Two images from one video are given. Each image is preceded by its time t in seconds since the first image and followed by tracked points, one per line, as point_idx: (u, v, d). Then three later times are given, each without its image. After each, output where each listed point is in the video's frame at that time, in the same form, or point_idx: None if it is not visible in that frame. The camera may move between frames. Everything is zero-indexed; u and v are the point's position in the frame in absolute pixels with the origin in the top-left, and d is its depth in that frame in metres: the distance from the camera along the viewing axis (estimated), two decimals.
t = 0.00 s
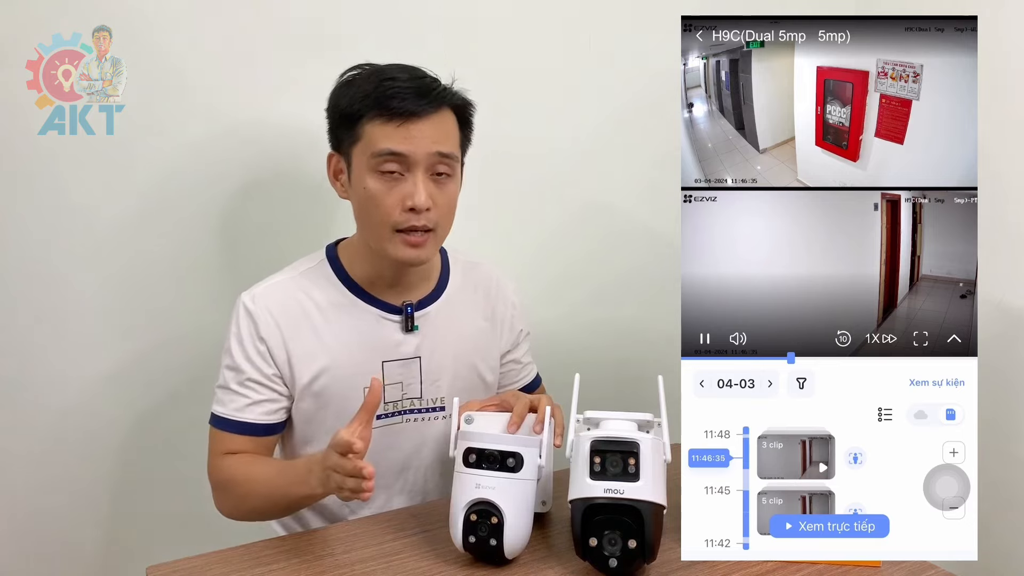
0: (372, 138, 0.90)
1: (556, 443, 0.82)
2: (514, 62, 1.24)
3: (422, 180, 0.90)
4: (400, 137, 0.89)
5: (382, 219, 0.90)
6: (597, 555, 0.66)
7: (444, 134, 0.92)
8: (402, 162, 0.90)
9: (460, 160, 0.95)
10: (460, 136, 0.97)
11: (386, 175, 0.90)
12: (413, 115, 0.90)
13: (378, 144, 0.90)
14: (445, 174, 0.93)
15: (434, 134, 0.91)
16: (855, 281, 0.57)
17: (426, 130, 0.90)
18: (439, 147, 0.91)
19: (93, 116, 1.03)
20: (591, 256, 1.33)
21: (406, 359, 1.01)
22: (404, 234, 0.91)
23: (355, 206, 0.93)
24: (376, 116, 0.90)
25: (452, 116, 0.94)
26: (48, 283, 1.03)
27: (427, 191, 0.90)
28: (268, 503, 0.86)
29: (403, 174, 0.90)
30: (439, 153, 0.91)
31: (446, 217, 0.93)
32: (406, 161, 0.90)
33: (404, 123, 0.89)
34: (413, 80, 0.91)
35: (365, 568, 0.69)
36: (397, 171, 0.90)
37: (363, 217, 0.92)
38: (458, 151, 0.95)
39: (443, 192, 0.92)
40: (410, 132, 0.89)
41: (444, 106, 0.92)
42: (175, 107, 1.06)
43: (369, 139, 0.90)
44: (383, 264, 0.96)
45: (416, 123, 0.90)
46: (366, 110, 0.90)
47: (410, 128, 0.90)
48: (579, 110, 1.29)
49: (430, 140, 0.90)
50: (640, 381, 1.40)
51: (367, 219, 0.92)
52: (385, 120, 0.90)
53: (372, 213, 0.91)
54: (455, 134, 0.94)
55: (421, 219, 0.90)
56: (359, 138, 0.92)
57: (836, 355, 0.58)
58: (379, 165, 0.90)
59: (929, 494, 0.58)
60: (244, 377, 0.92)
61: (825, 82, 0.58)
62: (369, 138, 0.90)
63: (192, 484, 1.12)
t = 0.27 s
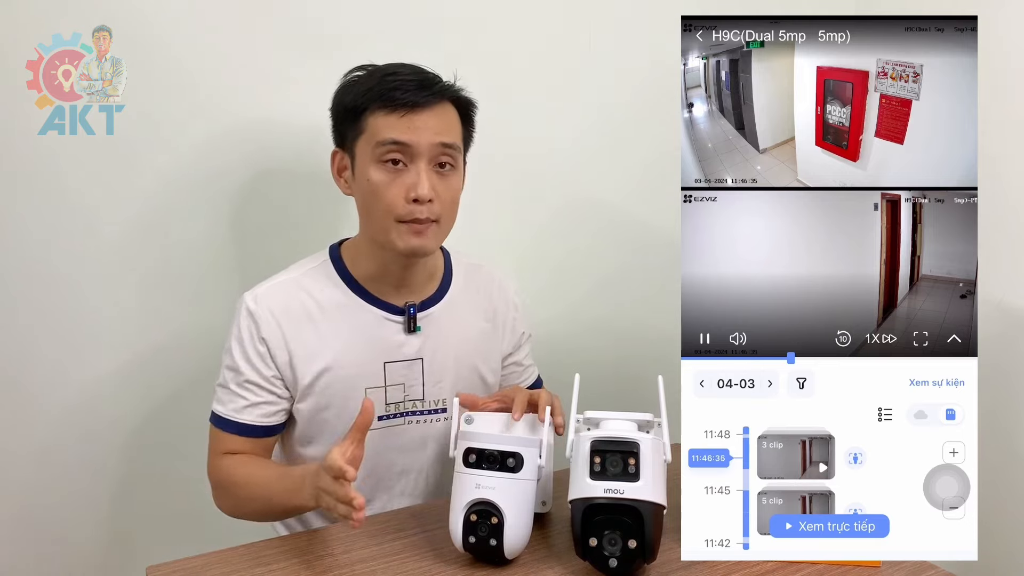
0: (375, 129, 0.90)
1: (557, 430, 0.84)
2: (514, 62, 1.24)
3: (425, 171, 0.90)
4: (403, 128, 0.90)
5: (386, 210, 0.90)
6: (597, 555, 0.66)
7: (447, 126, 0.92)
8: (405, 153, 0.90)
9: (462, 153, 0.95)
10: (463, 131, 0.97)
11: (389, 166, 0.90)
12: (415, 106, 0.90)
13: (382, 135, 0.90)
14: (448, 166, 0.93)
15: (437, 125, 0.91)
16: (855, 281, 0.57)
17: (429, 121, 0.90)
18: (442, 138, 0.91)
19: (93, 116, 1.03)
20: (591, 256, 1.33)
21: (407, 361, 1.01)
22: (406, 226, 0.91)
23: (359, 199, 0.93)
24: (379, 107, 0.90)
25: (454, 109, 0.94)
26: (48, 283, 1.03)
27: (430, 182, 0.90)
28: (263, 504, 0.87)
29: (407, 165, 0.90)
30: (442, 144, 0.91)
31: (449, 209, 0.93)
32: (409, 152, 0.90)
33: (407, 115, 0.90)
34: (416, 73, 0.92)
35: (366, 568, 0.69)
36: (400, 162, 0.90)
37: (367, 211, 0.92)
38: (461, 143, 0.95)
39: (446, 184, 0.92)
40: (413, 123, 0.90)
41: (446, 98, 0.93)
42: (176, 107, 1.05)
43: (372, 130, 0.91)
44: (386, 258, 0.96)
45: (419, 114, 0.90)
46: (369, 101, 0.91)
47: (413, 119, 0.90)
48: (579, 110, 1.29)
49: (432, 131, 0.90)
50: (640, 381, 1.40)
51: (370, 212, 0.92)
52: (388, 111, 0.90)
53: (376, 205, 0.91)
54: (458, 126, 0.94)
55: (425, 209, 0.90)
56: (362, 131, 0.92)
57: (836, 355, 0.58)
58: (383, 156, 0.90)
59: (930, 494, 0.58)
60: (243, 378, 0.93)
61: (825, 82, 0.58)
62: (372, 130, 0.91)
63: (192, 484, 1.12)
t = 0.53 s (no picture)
0: (373, 124, 0.91)
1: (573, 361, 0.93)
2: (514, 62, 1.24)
3: (423, 164, 0.91)
4: (400, 122, 0.91)
5: (385, 204, 0.91)
6: (597, 555, 0.66)
7: (443, 120, 0.93)
8: (403, 147, 0.91)
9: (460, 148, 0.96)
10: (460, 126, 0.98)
11: (388, 160, 0.91)
12: (412, 101, 0.91)
13: (380, 129, 0.91)
14: (446, 159, 0.94)
15: (434, 119, 0.92)
16: (855, 281, 0.59)
17: (425, 115, 0.91)
18: (439, 132, 0.92)
19: (93, 116, 1.03)
20: (591, 256, 1.33)
21: (407, 357, 1.02)
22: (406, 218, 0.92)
23: (358, 195, 0.94)
24: (378, 103, 0.91)
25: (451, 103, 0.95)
26: (48, 283, 1.03)
27: (428, 175, 0.91)
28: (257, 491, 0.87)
29: (404, 158, 0.91)
30: (439, 138, 0.92)
31: (448, 202, 0.94)
32: (407, 145, 0.91)
33: (404, 109, 0.91)
34: (413, 69, 0.93)
35: (365, 569, 0.69)
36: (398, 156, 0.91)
37: (366, 207, 0.93)
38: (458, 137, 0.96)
39: (444, 177, 0.93)
40: (410, 117, 0.91)
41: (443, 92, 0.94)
42: (176, 107, 1.05)
43: (371, 125, 0.91)
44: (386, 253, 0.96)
45: (416, 108, 0.91)
46: (368, 97, 0.91)
47: (410, 112, 0.91)
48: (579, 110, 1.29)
49: (429, 124, 0.92)
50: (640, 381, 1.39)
51: (370, 207, 0.92)
52: (387, 106, 0.91)
53: (375, 200, 0.91)
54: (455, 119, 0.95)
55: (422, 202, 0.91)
56: (360, 127, 0.92)
57: (837, 353, 0.59)
58: (381, 150, 0.91)
59: (929, 494, 0.58)
60: (241, 367, 0.92)
61: (825, 82, 0.58)
62: (371, 125, 0.91)
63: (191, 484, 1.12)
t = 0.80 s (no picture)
0: (366, 130, 0.91)
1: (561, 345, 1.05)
2: (514, 62, 1.24)
3: (415, 172, 0.91)
4: (394, 129, 0.90)
5: (376, 209, 0.92)
6: (597, 555, 0.66)
7: (438, 127, 0.92)
8: (396, 154, 0.91)
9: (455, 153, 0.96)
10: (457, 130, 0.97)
11: (381, 166, 0.91)
12: (407, 108, 0.90)
13: (373, 135, 0.90)
14: (440, 165, 0.93)
15: (428, 126, 0.91)
16: (855, 281, 0.59)
17: (420, 122, 0.91)
18: (433, 140, 0.91)
19: (93, 116, 1.02)
20: (591, 256, 1.33)
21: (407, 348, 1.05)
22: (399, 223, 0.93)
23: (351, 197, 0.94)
24: (372, 108, 0.90)
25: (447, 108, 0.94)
26: (48, 283, 1.03)
27: (420, 183, 0.92)
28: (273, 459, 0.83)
29: (397, 165, 0.91)
30: (432, 145, 0.91)
31: (442, 207, 0.95)
32: (400, 153, 0.91)
33: (398, 116, 0.90)
34: (408, 75, 0.91)
35: (366, 568, 0.69)
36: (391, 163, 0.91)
37: (359, 209, 0.94)
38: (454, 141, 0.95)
39: (438, 184, 0.93)
40: (404, 125, 0.90)
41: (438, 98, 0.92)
42: (176, 107, 1.05)
43: (365, 130, 0.91)
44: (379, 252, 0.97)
45: (409, 116, 0.90)
46: (362, 102, 0.90)
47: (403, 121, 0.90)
48: (579, 110, 1.29)
49: (423, 133, 0.91)
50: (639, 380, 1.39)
51: (362, 210, 0.93)
52: (381, 113, 0.90)
53: (366, 204, 0.92)
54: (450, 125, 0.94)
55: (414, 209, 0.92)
56: (354, 131, 0.92)
57: (836, 353, 0.59)
58: (374, 157, 0.90)
59: (929, 494, 0.58)
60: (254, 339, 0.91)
61: (825, 82, 0.58)
62: (365, 130, 0.91)
63: (192, 484, 1.12)
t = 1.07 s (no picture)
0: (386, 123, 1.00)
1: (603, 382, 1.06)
2: (515, 62, 1.24)
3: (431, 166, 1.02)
4: (413, 123, 1.00)
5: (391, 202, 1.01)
6: (597, 555, 0.66)
7: (452, 126, 1.04)
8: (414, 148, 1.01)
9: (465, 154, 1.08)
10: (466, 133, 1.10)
11: (399, 159, 1.01)
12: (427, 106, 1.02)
13: (393, 129, 1.00)
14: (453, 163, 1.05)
15: (445, 125, 1.03)
16: (855, 282, 0.59)
17: (438, 120, 1.03)
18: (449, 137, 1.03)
19: (93, 116, 1.02)
20: (590, 256, 1.33)
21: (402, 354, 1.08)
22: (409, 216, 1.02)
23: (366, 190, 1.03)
24: (393, 104, 1.00)
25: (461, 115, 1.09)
26: (48, 283, 1.03)
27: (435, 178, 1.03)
28: (298, 451, 1.05)
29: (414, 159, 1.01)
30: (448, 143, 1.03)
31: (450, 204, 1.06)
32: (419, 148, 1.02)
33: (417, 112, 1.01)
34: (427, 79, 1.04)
35: (366, 568, 0.69)
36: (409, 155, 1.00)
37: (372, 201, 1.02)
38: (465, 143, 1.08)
39: (449, 181, 1.05)
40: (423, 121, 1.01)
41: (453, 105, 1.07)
42: (176, 107, 1.05)
43: (383, 124, 1.00)
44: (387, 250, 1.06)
45: (429, 114, 1.03)
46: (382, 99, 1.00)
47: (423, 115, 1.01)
48: (579, 110, 1.29)
49: (441, 130, 1.03)
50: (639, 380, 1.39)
51: (377, 203, 1.02)
52: (400, 108, 0.99)
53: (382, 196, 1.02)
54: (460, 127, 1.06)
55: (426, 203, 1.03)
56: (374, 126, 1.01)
57: (836, 353, 0.59)
58: (394, 149, 1.00)
59: (929, 493, 0.58)
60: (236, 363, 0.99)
61: (825, 82, 0.58)
62: (384, 123, 1.00)
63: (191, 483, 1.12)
